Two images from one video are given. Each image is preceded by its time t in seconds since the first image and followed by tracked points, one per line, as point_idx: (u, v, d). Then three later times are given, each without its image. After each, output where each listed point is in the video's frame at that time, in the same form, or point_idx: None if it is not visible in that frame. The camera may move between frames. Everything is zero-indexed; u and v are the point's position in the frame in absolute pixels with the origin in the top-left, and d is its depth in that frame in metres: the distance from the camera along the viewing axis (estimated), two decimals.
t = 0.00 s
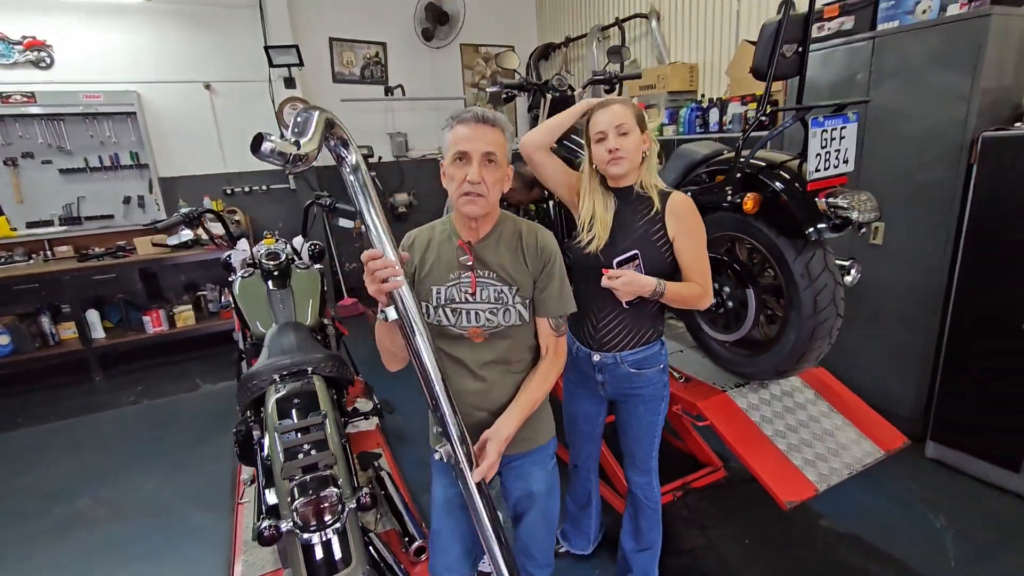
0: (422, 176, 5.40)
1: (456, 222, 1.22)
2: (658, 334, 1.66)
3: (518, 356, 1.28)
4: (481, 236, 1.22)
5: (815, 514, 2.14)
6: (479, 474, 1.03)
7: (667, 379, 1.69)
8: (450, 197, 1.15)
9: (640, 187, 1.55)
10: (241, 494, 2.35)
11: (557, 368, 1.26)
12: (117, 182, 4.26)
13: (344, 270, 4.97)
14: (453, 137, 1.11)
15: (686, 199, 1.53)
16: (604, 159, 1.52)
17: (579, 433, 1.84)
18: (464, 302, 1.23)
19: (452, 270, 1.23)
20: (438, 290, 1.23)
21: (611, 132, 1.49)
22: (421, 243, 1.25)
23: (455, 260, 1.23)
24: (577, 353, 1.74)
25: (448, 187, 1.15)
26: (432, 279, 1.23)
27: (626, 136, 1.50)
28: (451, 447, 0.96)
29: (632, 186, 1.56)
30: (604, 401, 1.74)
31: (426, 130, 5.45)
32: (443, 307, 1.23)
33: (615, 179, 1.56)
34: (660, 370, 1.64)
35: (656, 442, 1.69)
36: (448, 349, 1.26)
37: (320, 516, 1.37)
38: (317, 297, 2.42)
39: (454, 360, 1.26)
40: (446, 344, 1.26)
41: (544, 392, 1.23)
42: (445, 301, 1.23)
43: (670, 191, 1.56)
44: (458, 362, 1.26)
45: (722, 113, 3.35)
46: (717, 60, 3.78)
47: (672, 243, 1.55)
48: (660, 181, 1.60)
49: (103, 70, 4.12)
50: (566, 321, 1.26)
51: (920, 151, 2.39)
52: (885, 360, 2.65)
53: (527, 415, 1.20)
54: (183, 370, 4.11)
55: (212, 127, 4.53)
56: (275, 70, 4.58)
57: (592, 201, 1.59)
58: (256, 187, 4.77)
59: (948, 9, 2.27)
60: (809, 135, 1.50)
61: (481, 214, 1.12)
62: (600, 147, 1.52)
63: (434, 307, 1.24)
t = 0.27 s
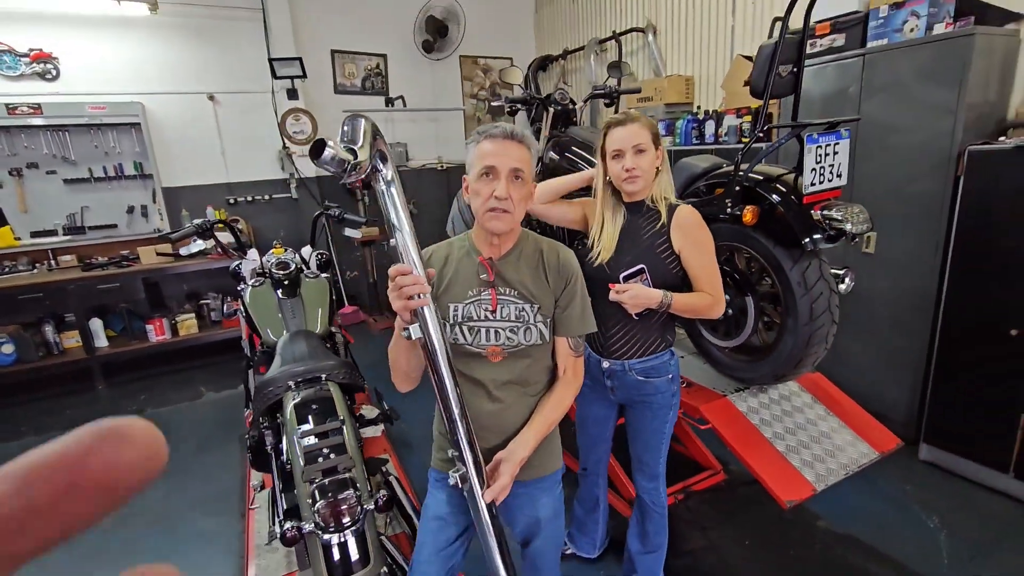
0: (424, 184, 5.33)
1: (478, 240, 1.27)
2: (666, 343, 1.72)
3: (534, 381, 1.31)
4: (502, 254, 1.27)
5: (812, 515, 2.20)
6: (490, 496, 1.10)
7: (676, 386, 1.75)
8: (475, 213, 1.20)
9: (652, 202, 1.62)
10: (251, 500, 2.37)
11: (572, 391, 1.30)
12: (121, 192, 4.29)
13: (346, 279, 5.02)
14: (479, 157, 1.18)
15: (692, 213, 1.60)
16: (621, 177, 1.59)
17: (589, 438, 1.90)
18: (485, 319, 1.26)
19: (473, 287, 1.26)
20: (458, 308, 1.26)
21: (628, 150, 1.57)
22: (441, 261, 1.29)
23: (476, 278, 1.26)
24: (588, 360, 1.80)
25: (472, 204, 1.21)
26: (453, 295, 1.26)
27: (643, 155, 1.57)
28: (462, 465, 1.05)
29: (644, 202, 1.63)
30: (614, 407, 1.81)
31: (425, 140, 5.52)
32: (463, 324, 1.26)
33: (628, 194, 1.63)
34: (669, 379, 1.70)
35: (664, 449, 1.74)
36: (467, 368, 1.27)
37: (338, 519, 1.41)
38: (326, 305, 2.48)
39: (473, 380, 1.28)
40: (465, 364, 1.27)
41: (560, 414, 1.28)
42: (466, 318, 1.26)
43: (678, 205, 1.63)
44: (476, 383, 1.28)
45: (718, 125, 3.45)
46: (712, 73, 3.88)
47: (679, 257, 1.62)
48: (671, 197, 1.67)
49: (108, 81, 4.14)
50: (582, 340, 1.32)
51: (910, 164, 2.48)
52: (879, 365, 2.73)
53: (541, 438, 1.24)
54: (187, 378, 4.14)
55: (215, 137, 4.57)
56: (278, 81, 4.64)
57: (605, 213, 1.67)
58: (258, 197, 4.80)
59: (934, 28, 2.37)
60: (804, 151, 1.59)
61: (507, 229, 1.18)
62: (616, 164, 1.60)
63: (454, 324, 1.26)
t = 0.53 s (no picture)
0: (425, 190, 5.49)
1: (455, 262, 1.13)
2: (677, 348, 1.73)
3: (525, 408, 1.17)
4: (483, 276, 1.12)
5: (815, 518, 2.22)
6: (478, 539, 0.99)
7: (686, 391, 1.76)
8: (453, 230, 1.06)
9: (663, 207, 1.65)
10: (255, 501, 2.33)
11: (564, 416, 1.18)
12: (127, 194, 4.30)
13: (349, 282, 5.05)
14: (454, 168, 1.05)
15: (704, 219, 1.61)
16: (629, 181, 1.64)
17: (598, 439, 1.93)
18: (468, 348, 1.11)
19: (452, 313, 1.11)
20: (437, 337, 1.11)
21: (636, 154, 1.61)
22: (416, 286, 1.13)
23: (456, 303, 1.12)
24: (600, 363, 1.84)
25: (449, 221, 1.07)
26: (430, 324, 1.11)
27: (650, 158, 1.61)
28: (453, 510, 0.92)
29: (655, 206, 1.66)
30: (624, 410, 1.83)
31: (429, 146, 5.57)
32: (444, 355, 1.11)
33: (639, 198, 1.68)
34: (678, 384, 1.72)
35: (673, 453, 1.76)
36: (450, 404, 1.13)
37: (347, 517, 1.42)
38: (333, 308, 2.50)
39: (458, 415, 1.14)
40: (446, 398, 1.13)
41: (553, 440, 1.16)
42: (446, 349, 1.11)
43: (691, 211, 1.64)
44: (462, 417, 1.14)
45: (720, 133, 3.49)
46: (713, 82, 3.94)
47: (689, 262, 1.64)
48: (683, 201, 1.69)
49: (116, 85, 4.18)
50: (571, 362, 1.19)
51: (910, 172, 2.52)
52: (880, 371, 2.76)
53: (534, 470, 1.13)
54: (190, 380, 4.15)
55: (221, 141, 4.60)
56: (284, 86, 4.68)
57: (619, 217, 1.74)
58: (263, 200, 4.82)
59: (933, 39, 2.42)
60: (807, 158, 1.63)
61: (489, 245, 1.04)
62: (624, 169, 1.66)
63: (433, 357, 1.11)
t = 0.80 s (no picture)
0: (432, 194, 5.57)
1: (347, 289, 0.93)
2: (686, 351, 1.76)
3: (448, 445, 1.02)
4: (381, 304, 0.95)
5: (818, 522, 2.23)
6: None
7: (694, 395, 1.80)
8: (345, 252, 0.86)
9: (672, 211, 1.69)
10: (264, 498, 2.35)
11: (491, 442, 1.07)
12: (140, 195, 4.35)
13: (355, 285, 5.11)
14: (340, 174, 0.85)
15: (714, 224, 1.65)
16: (633, 190, 1.67)
17: (601, 444, 1.92)
18: (375, 392, 0.92)
19: (351, 352, 0.91)
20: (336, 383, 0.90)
21: (638, 162, 1.65)
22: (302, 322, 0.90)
23: (356, 338, 0.92)
24: (608, 366, 1.85)
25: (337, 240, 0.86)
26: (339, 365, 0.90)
27: (653, 166, 1.65)
28: None
29: (665, 211, 1.69)
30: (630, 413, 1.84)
31: (437, 150, 5.62)
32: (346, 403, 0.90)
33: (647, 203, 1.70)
34: (686, 387, 1.74)
35: (679, 455, 1.77)
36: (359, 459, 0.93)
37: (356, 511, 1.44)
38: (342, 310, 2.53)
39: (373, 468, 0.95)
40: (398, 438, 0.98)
41: (482, 474, 1.04)
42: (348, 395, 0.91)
43: (700, 216, 1.68)
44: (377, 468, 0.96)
45: (727, 140, 3.52)
46: (719, 89, 3.97)
47: (700, 267, 1.67)
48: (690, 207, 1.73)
49: (132, 89, 4.25)
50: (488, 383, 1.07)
51: (916, 179, 2.54)
52: (885, 377, 2.76)
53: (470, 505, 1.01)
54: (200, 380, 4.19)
55: (233, 145, 4.66)
56: (296, 91, 4.76)
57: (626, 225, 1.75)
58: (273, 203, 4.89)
59: (938, 49, 2.45)
60: (811, 164, 1.66)
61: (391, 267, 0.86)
62: (630, 174, 1.68)
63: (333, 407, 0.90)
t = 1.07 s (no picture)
0: (443, 201, 5.65)
1: (230, 310, 0.83)
2: (687, 361, 1.77)
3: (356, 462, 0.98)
4: (275, 318, 0.87)
5: (821, 535, 2.21)
6: None
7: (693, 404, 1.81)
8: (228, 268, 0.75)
9: (671, 222, 1.71)
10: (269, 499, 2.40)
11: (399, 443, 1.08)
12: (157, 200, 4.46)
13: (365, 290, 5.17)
14: (214, 174, 0.76)
15: (713, 235, 1.67)
16: (635, 194, 1.69)
17: (599, 454, 1.87)
18: (287, 413, 0.84)
19: (250, 376, 0.82)
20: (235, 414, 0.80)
21: (640, 168, 1.68)
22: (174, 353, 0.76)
23: (252, 361, 0.83)
24: (609, 374, 1.84)
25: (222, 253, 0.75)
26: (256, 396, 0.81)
27: (655, 172, 1.67)
28: None
29: (664, 221, 1.71)
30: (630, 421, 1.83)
31: (449, 157, 5.67)
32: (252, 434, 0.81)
33: (647, 213, 1.72)
34: (687, 396, 1.75)
35: (679, 464, 1.79)
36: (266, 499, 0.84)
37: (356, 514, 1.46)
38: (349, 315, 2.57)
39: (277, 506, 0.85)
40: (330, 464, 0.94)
41: (394, 478, 1.04)
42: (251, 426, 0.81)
43: (699, 227, 1.70)
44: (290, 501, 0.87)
45: (735, 149, 3.52)
46: (730, 98, 3.96)
47: (699, 277, 1.68)
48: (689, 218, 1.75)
49: (151, 97, 4.35)
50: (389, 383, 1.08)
51: (925, 190, 2.52)
52: (893, 389, 2.73)
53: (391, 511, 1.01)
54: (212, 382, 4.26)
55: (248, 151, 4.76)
56: (310, 99, 4.82)
57: (625, 233, 1.76)
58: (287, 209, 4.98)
59: (947, 59, 2.44)
60: (812, 175, 1.66)
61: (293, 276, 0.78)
62: (631, 184, 1.70)
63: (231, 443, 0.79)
